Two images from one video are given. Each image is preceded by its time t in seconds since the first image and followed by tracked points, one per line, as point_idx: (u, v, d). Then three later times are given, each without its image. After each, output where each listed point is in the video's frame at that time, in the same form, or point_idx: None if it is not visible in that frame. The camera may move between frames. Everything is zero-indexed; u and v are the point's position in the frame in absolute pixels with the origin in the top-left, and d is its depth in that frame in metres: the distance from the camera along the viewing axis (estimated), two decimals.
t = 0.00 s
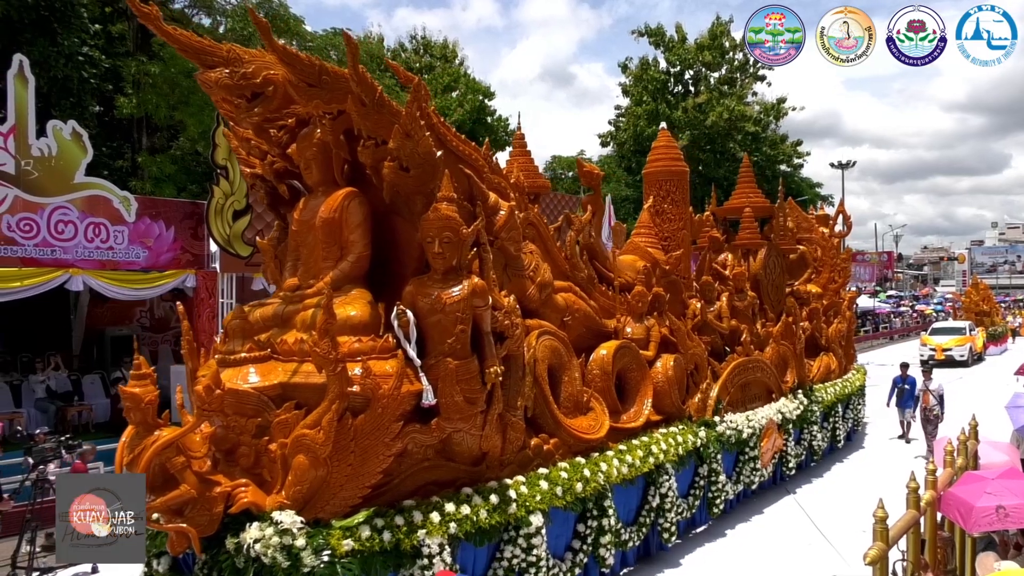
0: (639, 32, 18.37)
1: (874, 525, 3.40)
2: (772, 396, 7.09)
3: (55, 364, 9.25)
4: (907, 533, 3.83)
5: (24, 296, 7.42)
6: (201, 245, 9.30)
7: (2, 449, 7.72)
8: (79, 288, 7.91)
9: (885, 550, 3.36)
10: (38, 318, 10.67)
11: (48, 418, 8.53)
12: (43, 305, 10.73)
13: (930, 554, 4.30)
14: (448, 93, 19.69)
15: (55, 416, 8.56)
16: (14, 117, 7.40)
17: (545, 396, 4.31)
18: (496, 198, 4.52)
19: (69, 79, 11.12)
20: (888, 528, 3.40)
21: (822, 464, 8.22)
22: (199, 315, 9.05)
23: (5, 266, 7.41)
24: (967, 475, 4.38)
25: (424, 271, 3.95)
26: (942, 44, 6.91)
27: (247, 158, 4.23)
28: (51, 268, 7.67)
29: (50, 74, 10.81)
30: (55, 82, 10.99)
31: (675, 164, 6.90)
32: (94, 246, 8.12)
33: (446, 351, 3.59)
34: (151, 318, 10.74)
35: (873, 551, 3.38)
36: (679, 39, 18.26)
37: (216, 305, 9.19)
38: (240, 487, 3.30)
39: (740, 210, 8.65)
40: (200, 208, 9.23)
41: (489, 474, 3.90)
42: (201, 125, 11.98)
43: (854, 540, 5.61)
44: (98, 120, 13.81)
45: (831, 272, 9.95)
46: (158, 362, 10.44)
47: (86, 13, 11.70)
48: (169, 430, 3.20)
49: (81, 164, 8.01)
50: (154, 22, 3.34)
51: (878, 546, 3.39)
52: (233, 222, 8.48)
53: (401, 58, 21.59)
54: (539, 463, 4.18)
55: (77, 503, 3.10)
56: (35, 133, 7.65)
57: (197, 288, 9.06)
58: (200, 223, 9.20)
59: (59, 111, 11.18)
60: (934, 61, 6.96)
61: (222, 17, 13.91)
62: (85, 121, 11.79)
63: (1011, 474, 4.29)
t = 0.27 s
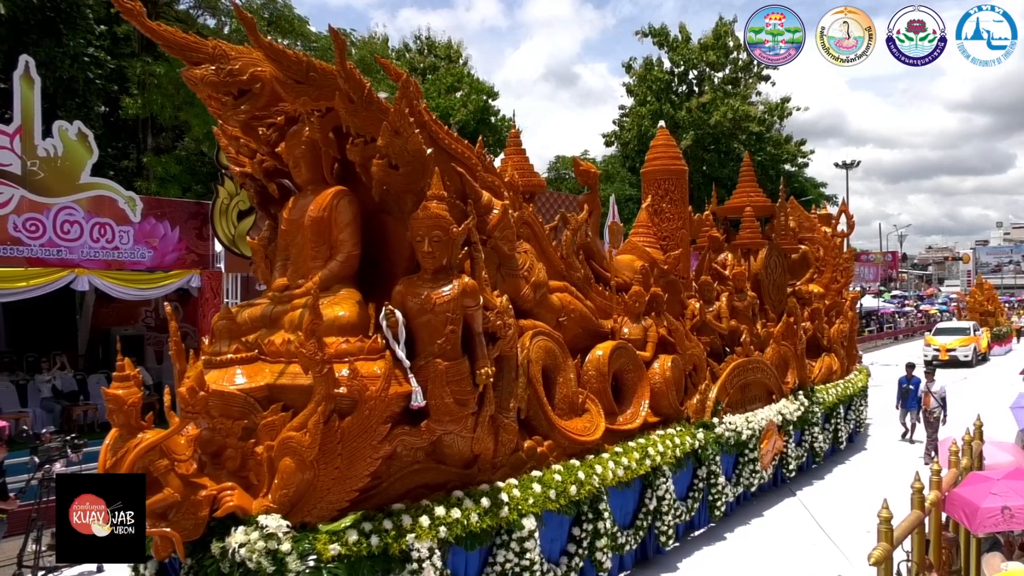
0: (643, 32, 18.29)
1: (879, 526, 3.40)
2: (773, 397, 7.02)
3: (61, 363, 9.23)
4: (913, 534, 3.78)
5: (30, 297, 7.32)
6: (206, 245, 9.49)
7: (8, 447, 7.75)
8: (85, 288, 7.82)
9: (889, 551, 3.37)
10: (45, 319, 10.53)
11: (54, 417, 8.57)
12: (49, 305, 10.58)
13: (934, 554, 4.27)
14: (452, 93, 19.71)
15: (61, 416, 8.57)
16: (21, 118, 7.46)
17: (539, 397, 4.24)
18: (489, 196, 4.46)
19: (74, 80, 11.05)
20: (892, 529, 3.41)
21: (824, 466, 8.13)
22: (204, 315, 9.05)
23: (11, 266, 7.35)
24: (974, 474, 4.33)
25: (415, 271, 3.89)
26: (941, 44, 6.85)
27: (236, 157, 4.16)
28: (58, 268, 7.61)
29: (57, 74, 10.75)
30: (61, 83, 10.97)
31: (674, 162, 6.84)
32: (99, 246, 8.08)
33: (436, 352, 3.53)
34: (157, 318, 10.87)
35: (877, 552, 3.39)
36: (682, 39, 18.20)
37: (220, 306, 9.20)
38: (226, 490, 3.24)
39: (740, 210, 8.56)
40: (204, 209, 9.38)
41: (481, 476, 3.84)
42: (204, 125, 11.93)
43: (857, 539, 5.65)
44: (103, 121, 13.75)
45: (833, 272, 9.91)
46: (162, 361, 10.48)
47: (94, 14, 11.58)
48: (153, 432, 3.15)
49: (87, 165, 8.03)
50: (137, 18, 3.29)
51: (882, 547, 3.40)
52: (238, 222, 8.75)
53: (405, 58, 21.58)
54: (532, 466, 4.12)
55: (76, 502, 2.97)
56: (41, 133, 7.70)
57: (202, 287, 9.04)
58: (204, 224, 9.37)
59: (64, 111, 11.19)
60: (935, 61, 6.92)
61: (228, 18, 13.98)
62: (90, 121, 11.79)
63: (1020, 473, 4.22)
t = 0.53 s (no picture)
0: (647, 32, 18.19)
1: (883, 525, 3.45)
2: (773, 398, 6.94)
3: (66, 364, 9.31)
4: (917, 533, 3.84)
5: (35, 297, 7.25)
6: (210, 245, 9.44)
7: (14, 448, 7.40)
8: (90, 288, 7.77)
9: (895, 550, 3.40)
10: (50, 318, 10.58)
11: (59, 417, 8.43)
12: (55, 305, 10.61)
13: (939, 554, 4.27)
14: (456, 93, 19.71)
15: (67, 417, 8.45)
16: (26, 118, 7.37)
17: (532, 399, 4.17)
18: (482, 195, 4.40)
19: (79, 80, 10.88)
20: (897, 529, 3.46)
21: (825, 468, 8.04)
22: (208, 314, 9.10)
23: (16, 267, 7.28)
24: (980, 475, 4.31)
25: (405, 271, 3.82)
26: (942, 44, 6.79)
27: (225, 155, 4.11)
28: (63, 268, 7.56)
29: (61, 75, 10.57)
30: (66, 83, 10.77)
31: (674, 161, 6.77)
32: (104, 246, 8.04)
33: (425, 353, 3.46)
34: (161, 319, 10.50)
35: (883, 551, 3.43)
36: (686, 39, 18.12)
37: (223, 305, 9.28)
38: (211, 494, 3.18)
39: (741, 209, 8.48)
40: (209, 209, 9.35)
41: (472, 479, 3.77)
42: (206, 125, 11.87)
43: (862, 539, 5.67)
44: (108, 121, 13.62)
45: (835, 272, 9.82)
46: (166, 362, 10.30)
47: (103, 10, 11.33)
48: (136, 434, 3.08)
49: (92, 165, 7.98)
50: (119, 13, 3.23)
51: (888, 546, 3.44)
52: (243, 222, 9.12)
53: (410, 58, 21.57)
54: (525, 469, 4.05)
55: (75, 502, 2.96)
56: (47, 133, 7.60)
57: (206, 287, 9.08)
58: (208, 223, 9.34)
59: (69, 112, 10.93)
60: (935, 61, 6.86)
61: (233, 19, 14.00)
62: (96, 121, 11.45)
63: None
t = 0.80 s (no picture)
0: (652, 32, 18.09)
1: (888, 526, 3.41)
2: (773, 400, 6.85)
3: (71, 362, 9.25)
4: (920, 535, 3.77)
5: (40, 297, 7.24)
6: (215, 245, 9.26)
7: (20, 447, 7.41)
8: (95, 288, 7.75)
9: (900, 551, 3.37)
10: (56, 318, 10.51)
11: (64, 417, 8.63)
12: (62, 305, 10.53)
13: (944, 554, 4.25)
14: (460, 93, 19.67)
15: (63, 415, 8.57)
16: (31, 118, 7.28)
17: (525, 401, 4.10)
18: (474, 194, 4.32)
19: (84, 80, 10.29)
20: (902, 530, 3.40)
21: (826, 470, 7.95)
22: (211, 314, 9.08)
23: (20, 266, 7.19)
24: (987, 476, 4.23)
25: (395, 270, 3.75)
26: (943, 43, 6.70)
27: (214, 153, 4.05)
28: (68, 268, 7.48)
29: (66, 75, 10.05)
30: (71, 83, 10.21)
31: (673, 160, 6.68)
32: (109, 246, 7.94)
33: (413, 355, 3.39)
34: (166, 318, 10.35)
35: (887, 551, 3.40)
36: (690, 38, 18.01)
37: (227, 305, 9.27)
38: (194, 498, 3.10)
39: (741, 208, 8.39)
40: (213, 209, 9.23)
41: (462, 484, 3.69)
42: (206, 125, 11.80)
43: (866, 540, 5.64)
44: (113, 121, 13.32)
45: (837, 272, 9.72)
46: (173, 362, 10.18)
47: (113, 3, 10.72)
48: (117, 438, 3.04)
49: (97, 165, 7.90)
50: (100, 7, 3.15)
51: (892, 547, 3.41)
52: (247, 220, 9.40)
53: (414, 58, 21.52)
54: (517, 473, 3.97)
55: (76, 502, 2.88)
56: (52, 133, 7.52)
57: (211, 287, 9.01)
58: (213, 223, 9.17)
59: (74, 112, 10.33)
60: (937, 61, 6.80)
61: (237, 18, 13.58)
62: (101, 123, 10.84)
63: None
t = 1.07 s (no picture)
0: (655, 32, 18.01)
1: (891, 526, 3.39)
2: (772, 402, 6.78)
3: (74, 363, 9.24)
4: (924, 535, 3.69)
5: (44, 296, 7.30)
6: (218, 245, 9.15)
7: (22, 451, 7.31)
8: (99, 288, 7.77)
9: (904, 551, 3.35)
10: (59, 317, 10.44)
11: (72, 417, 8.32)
12: (66, 305, 10.40)
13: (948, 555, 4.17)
14: (463, 93, 19.64)
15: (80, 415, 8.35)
16: (36, 118, 7.33)
17: (518, 404, 4.03)
18: (467, 192, 4.26)
19: (89, 81, 10.11)
20: (905, 530, 3.38)
21: (827, 472, 7.88)
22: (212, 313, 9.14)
23: (25, 266, 7.25)
24: (990, 478, 4.21)
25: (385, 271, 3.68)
26: (944, 42, 6.62)
27: (203, 150, 3.99)
28: (72, 268, 7.53)
29: (71, 76, 9.84)
30: (77, 83, 10.00)
31: (672, 158, 6.60)
32: (113, 247, 7.92)
33: (403, 357, 3.32)
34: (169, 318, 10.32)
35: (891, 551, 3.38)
36: (693, 38, 17.93)
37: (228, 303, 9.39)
38: (177, 503, 3.04)
39: (741, 208, 8.32)
40: (217, 209, 9.11)
41: (453, 488, 3.63)
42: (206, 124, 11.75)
43: (869, 540, 5.66)
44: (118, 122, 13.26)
45: (839, 272, 9.64)
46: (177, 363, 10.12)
47: (121, 3, 10.40)
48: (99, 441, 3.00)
49: (102, 166, 7.89)
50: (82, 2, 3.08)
51: (896, 547, 3.39)
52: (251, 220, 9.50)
53: (417, 58, 21.48)
54: (510, 477, 3.91)
55: (76, 502, 2.87)
56: (57, 133, 7.56)
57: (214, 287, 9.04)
58: (217, 224, 9.05)
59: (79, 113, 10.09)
60: (936, 62, 6.79)
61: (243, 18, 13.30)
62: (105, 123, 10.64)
63: None
